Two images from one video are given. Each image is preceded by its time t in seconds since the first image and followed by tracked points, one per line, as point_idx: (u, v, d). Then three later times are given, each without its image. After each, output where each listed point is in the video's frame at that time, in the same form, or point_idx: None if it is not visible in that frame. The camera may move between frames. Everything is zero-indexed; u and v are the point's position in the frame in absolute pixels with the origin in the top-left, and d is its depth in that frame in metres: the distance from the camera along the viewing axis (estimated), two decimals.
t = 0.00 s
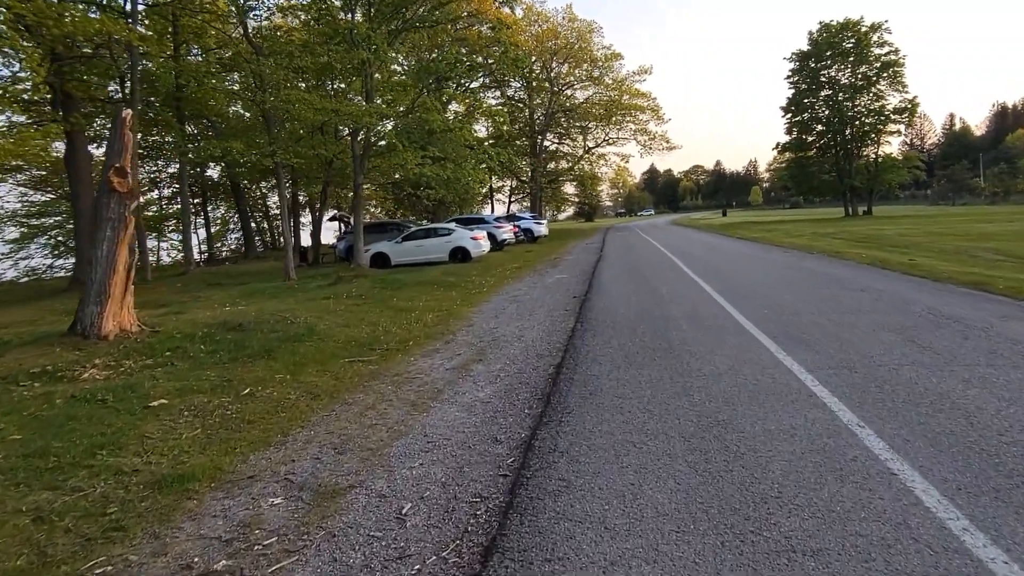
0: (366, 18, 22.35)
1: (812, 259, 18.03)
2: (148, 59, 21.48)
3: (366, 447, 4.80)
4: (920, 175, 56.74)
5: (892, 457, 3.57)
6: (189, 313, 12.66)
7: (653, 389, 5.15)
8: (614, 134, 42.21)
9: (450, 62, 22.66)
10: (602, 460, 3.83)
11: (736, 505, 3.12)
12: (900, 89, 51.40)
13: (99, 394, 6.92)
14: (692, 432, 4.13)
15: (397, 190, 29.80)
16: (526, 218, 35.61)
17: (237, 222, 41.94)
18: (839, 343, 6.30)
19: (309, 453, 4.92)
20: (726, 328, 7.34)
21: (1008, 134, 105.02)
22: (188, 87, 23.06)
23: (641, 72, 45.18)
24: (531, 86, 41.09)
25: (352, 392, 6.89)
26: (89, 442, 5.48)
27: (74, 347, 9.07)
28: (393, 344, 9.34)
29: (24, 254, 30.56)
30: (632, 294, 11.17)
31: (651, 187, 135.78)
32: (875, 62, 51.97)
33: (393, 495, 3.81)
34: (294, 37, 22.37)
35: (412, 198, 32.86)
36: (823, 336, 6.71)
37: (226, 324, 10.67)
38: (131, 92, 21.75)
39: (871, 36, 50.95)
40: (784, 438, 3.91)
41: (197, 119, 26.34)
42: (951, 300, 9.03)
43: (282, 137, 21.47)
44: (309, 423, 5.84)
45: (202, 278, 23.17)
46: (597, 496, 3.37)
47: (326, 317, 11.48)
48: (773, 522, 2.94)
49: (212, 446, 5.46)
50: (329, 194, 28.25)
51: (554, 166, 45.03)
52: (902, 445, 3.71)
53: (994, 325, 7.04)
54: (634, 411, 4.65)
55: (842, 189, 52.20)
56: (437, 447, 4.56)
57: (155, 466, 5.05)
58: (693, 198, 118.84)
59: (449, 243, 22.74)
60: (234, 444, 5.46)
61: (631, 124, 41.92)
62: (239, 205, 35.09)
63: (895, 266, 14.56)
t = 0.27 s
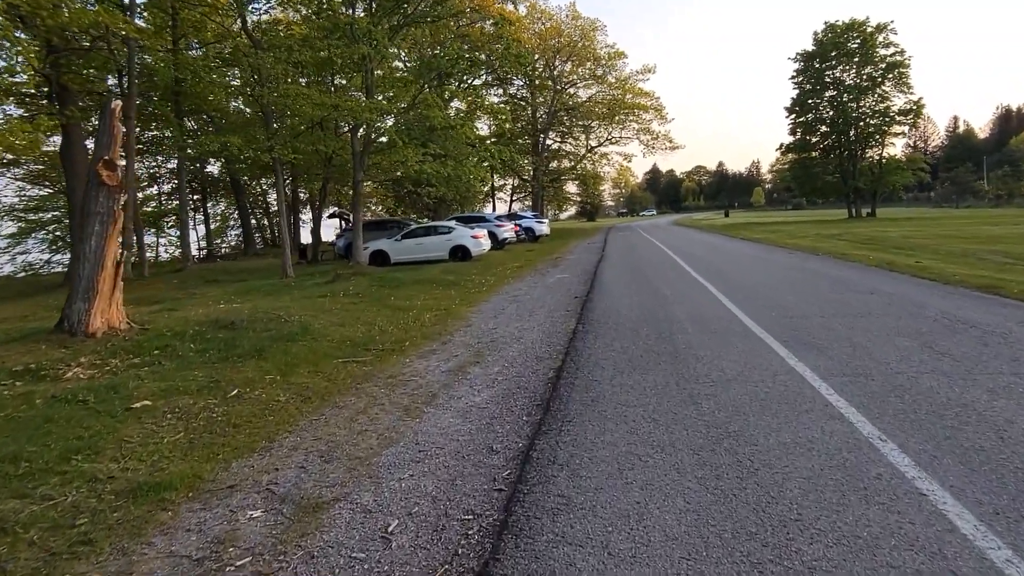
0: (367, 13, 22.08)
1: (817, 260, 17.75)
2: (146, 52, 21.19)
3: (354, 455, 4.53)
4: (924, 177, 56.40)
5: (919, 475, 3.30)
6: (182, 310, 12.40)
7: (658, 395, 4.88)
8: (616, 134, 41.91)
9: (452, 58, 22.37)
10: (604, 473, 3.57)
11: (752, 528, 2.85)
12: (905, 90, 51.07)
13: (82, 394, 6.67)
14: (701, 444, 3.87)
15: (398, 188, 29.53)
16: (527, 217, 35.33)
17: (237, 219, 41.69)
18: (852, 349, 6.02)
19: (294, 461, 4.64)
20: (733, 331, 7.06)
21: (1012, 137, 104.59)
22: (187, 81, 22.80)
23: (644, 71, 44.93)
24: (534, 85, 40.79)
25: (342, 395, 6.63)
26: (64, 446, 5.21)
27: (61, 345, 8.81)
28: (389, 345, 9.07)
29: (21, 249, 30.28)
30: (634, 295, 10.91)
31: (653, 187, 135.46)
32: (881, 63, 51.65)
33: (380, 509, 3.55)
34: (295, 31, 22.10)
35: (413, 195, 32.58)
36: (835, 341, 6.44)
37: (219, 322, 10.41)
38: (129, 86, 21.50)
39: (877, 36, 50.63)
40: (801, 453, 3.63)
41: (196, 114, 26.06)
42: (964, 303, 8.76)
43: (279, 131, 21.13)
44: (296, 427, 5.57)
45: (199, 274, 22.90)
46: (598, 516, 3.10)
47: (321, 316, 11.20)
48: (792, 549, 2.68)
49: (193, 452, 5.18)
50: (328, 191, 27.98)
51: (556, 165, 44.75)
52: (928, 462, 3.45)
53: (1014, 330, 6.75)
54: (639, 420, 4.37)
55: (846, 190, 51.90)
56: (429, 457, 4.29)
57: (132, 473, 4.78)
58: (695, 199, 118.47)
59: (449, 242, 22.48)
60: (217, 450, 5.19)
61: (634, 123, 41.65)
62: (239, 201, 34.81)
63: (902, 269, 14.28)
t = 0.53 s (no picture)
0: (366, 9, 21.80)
1: (822, 261, 17.48)
2: (142, 47, 20.90)
3: (342, 471, 4.27)
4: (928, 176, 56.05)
5: (952, 501, 3.04)
6: (175, 311, 12.14)
7: (665, 407, 4.62)
8: (618, 132, 41.62)
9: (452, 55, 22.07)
10: (608, 496, 3.30)
11: (772, 564, 2.59)
12: (909, 89, 50.73)
13: (63, 400, 6.41)
14: (712, 463, 3.61)
15: (398, 186, 29.26)
16: (529, 216, 35.06)
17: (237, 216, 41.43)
18: (867, 357, 5.75)
19: (278, 476, 4.38)
20: (741, 336, 6.80)
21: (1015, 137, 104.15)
22: (185, 78, 22.54)
23: (646, 69, 44.64)
24: (535, 83, 40.50)
25: (334, 402, 6.36)
26: (37, 458, 4.95)
27: (47, 347, 8.55)
28: (385, 348, 8.80)
29: (19, 247, 30.01)
30: (637, 296, 10.64)
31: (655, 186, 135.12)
32: (885, 62, 51.31)
33: (366, 533, 3.29)
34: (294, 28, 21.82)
35: (413, 194, 32.31)
36: (848, 347, 6.17)
37: (211, 323, 10.14)
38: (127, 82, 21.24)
39: (881, 35, 50.30)
40: (821, 473, 3.37)
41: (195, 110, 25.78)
42: (978, 307, 8.49)
43: (277, 128, 20.85)
44: (284, 437, 5.31)
45: (197, 273, 22.65)
46: (603, 547, 2.83)
47: (317, 317, 10.94)
48: None
49: (174, 464, 4.92)
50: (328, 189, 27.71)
51: (558, 163, 44.46)
52: (960, 486, 3.18)
53: None
54: (645, 434, 4.11)
55: (849, 190, 51.59)
56: (422, 473, 4.03)
57: (108, 488, 4.52)
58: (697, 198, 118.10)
59: (450, 241, 22.23)
60: (199, 462, 4.92)
61: (636, 122, 41.37)
62: (238, 199, 34.55)
63: (910, 270, 14.01)
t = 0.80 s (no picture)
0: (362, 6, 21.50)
1: (824, 259, 17.21)
2: (134, 45, 20.61)
3: (323, 487, 3.99)
4: (929, 174, 55.76)
5: (984, 526, 2.77)
6: (165, 313, 11.86)
7: (667, 417, 4.35)
8: (618, 131, 41.34)
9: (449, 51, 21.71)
10: (606, 519, 3.03)
11: None
12: (910, 86, 50.45)
13: (38, 408, 6.13)
14: (718, 481, 3.34)
15: (396, 185, 28.99)
16: (527, 215, 34.81)
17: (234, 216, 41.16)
18: (879, 362, 5.48)
19: (256, 492, 4.10)
20: (745, 339, 6.53)
21: (1015, 134, 103.86)
22: (179, 76, 22.26)
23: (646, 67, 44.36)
24: (534, 81, 40.23)
25: (321, 409, 6.08)
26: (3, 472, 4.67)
27: (28, 351, 8.28)
28: (377, 352, 8.54)
29: (13, 248, 29.72)
30: (637, 296, 10.37)
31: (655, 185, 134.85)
32: (885, 59, 51.03)
33: (343, 561, 3.01)
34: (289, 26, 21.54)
35: (411, 193, 32.03)
36: (859, 351, 5.90)
37: (199, 326, 9.86)
38: (119, 80, 20.97)
39: (881, 32, 50.02)
40: (837, 493, 3.11)
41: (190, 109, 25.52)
42: (989, 307, 8.23)
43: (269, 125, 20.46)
44: (266, 449, 5.04)
45: (191, 274, 22.39)
46: None
47: (309, 319, 10.66)
48: None
49: (148, 478, 4.65)
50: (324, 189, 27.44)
51: (557, 162, 44.17)
52: (992, 508, 2.91)
53: None
54: (646, 447, 3.85)
55: (849, 188, 51.32)
56: (407, 490, 3.75)
57: (75, 505, 4.25)
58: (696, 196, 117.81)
59: (447, 240, 21.98)
60: (174, 476, 4.66)
61: (635, 120, 41.11)
62: (235, 199, 34.27)
63: (914, 268, 13.75)
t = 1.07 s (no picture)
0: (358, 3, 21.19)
1: (827, 258, 16.92)
2: (127, 42, 20.31)
3: (301, 510, 3.73)
4: (931, 172, 55.36)
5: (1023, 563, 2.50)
6: (155, 315, 11.60)
7: (669, 432, 4.08)
8: (618, 128, 41.02)
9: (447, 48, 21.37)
10: (603, 553, 2.76)
11: None
12: (912, 83, 50.06)
13: (11, 417, 5.87)
14: (726, 507, 3.07)
15: (394, 184, 28.71)
16: (527, 214, 34.53)
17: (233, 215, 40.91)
18: (892, 369, 5.21)
19: (231, 514, 3.84)
20: (750, 344, 6.26)
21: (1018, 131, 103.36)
22: (173, 74, 21.98)
23: (646, 64, 44.04)
24: (534, 78, 39.93)
25: (308, 419, 5.82)
26: None
27: (9, 355, 8.01)
28: (369, 356, 8.26)
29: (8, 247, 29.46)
30: (638, 297, 10.10)
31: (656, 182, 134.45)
32: (887, 56, 50.65)
33: None
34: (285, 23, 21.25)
35: (410, 192, 31.74)
36: (870, 357, 5.63)
37: (187, 329, 9.60)
38: (113, 77, 20.68)
39: (883, 29, 49.63)
40: (856, 523, 2.84)
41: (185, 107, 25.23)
42: (1001, 309, 7.95)
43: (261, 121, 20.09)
44: (246, 463, 4.78)
45: (187, 274, 22.12)
46: None
47: (302, 322, 10.39)
48: None
49: (119, 496, 4.39)
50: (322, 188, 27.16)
51: (557, 160, 43.86)
52: None
53: None
54: (647, 466, 3.59)
55: (851, 185, 50.96)
56: (390, 515, 3.48)
57: (39, 526, 3.98)
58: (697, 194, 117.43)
59: (445, 240, 21.69)
60: (147, 493, 4.40)
61: (636, 118, 40.79)
62: (233, 198, 34.01)
63: (921, 268, 13.46)
